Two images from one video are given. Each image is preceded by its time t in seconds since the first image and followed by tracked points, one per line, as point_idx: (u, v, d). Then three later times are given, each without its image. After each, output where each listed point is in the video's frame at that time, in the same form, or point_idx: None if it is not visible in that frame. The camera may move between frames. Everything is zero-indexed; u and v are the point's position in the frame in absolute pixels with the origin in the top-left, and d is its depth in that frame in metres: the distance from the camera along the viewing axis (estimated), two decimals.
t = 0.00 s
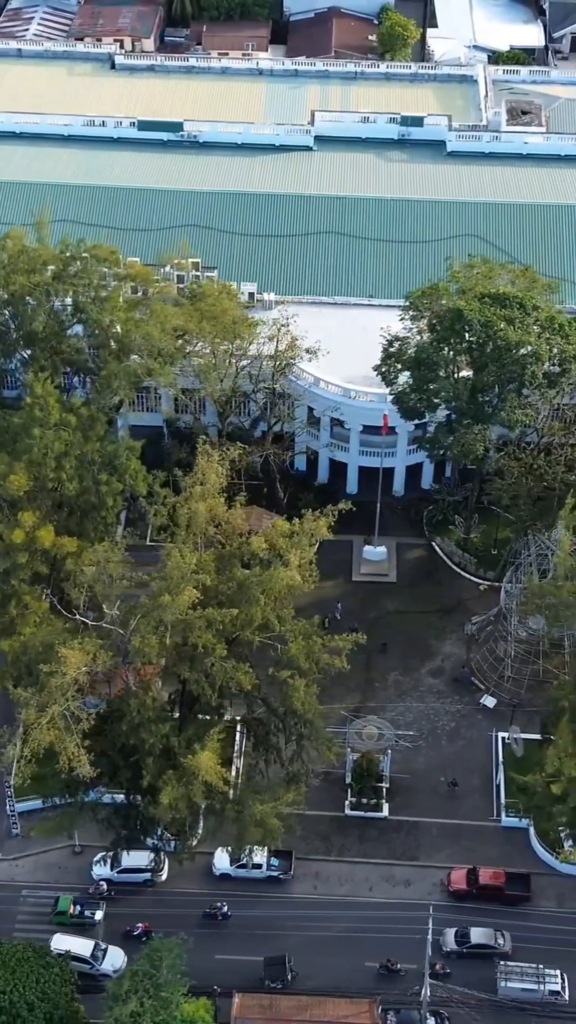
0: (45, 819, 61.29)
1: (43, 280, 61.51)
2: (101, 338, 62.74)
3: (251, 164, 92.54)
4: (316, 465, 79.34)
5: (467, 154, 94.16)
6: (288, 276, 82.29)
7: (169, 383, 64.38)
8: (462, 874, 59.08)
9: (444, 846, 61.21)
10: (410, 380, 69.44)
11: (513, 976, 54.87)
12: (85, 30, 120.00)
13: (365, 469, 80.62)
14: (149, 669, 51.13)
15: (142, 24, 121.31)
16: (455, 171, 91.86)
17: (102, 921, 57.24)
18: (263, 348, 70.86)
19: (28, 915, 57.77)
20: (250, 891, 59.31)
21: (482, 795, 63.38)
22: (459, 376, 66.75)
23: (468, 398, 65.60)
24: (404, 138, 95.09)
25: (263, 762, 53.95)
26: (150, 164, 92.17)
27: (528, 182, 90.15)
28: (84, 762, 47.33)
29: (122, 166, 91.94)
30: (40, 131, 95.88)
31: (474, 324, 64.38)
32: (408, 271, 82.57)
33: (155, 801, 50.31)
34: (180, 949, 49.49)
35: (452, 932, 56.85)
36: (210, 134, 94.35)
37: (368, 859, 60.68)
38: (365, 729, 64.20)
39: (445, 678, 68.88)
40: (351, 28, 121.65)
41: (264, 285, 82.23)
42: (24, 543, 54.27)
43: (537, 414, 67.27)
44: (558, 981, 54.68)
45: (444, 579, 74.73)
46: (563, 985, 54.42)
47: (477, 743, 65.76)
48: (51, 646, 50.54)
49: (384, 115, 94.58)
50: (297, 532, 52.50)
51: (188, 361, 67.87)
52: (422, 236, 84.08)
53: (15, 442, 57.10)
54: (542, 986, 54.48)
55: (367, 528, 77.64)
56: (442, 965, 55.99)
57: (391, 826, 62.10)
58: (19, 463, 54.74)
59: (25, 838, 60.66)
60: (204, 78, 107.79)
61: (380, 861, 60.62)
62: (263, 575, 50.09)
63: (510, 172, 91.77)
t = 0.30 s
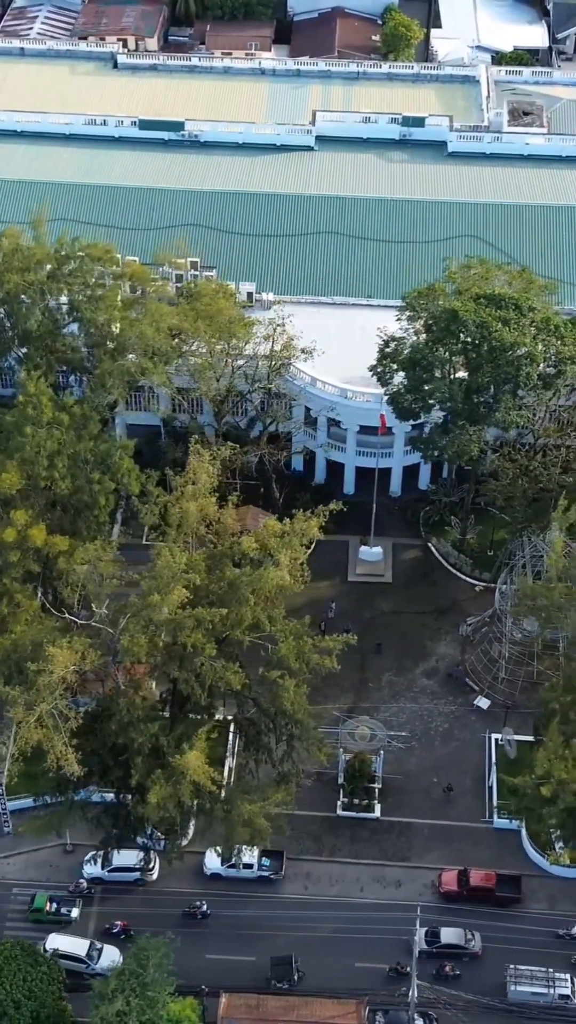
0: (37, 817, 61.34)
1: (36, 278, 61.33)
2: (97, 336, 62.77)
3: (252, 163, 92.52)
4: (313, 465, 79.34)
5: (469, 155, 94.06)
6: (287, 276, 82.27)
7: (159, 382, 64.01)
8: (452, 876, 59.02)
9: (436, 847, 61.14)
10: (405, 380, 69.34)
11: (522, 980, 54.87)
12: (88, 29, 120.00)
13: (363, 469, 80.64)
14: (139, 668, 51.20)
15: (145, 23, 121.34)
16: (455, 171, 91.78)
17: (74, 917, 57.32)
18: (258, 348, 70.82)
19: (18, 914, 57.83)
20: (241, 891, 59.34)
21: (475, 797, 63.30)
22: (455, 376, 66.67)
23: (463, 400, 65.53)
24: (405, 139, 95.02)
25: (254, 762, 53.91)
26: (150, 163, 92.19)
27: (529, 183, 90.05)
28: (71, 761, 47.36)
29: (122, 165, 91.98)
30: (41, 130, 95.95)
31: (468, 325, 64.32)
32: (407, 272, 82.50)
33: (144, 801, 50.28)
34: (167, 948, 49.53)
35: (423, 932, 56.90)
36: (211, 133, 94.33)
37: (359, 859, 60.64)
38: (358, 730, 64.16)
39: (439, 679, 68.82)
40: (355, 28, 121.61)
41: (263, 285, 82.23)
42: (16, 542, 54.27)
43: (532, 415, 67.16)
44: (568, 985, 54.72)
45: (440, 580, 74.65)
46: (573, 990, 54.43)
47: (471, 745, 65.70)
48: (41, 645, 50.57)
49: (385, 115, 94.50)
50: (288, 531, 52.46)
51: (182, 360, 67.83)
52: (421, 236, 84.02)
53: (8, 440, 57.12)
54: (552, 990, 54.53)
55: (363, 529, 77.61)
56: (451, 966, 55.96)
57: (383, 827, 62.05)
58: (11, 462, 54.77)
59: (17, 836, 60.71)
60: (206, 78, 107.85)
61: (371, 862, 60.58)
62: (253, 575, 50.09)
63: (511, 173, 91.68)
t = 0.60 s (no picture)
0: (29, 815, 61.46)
1: (30, 277, 61.54)
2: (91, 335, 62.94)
3: (252, 163, 92.52)
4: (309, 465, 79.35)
5: (469, 156, 93.98)
6: (285, 276, 82.30)
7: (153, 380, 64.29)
8: (442, 877, 58.95)
9: (426, 849, 61.08)
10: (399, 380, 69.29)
11: (532, 985, 54.56)
12: (91, 28, 120.09)
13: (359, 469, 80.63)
14: (128, 668, 51.24)
15: (148, 23, 121.41)
16: (455, 172, 91.72)
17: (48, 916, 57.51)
18: (253, 347, 70.79)
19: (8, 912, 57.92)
20: (231, 891, 59.32)
21: (466, 798, 63.24)
22: (449, 377, 66.64)
23: (457, 401, 65.50)
24: (406, 139, 94.92)
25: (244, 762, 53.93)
26: (150, 162, 92.26)
27: (528, 184, 89.92)
28: (57, 759, 47.40)
29: (121, 164, 92.04)
30: (41, 129, 96.05)
31: (463, 326, 64.31)
32: (405, 272, 82.43)
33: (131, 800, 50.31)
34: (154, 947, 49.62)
35: (392, 931, 56.86)
36: (211, 133, 94.31)
37: (349, 860, 60.61)
38: (349, 730, 64.16)
39: (432, 680, 68.76)
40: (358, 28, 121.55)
41: (262, 285, 82.28)
42: (8, 541, 54.36)
43: (526, 417, 67.06)
44: None
45: (435, 581, 74.57)
46: None
47: (463, 746, 65.62)
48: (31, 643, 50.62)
49: (386, 115, 94.43)
50: (279, 532, 52.43)
51: (176, 360, 67.94)
52: (419, 236, 83.97)
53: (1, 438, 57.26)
54: (560, 994, 54.02)
55: (359, 529, 77.57)
56: (460, 969, 55.84)
57: (374, 828, 62.01)
58: (3, 461, 54.91)
59: (9, 834, 60.82)
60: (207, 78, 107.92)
61: (361, 863, 60.53)
62: (243, 575, 50.09)
63: (511, 174, 91.60)
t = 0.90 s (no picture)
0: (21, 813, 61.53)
1: (22, 276, 61.75)
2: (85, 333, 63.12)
3: (251, 163, 92.51)
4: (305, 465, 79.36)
5: (469, 156, 93.88)
6: (282, 276, 82.33)
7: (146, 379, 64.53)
8: (432, 879, 58.87)
9: (417, 850, 60.99)
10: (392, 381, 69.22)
11: (541, 989, 54.39)
12: (94, 28, 120.14)
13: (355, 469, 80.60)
14: (116, 667, 51.28)
15: (151, 22, 121.41)
16: (455, 172, 91.64)
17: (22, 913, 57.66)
18: (248, 347, 70.81)
19: None
20: (220, 891, 59.29)
21: (457, 800, 63.14)
22: (442, 377, 66.58)
23: (450, 402, 65.45)
24: (406, 139, 94.83)
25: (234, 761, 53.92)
26: (150, 161, 92.33)
27: (528, 186, 89.80)
28: (44, 758, 47.44)
29: (121, 164, 92.10)
30: (42, 128, 96.17)
31: (456, 328, 64.29)
32: (403, 271, 82.43)
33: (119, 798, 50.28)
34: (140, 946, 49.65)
35: (361, 931, 56.62)
36: (211, 133, 94.33)
37: (339, 861, 60.56)
38: (341, 731, 64.15)
39: (426, 681, 68.69)
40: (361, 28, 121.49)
41: (259, 285, 82.35)
42: None
43: (520, 418, 66.98)
44: None
45: (430, 582, 74.47)
46: None
47: (455, 747, 65.55)
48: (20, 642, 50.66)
49: (386, 115, 94.39)
50: (269, 531, 52.39)
51: (170, 359, 68.08)
52: (417, 238, 83.95)
53: None
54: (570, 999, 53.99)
55: (354, 529, 77.53)
56: (469, 972, 55.65)
57: (365, 829, 61.94)
58: None
59: None
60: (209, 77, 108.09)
61: (351, 863, 60.46)
62: (231, 575, 50.14)
63: (511, 175, 91.48)
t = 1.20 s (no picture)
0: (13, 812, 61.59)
1: (15, 274, 61.93)
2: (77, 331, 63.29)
3: (250, 163, 92.49)
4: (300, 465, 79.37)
5: (468, 157, 93.78)
6: (279, 276, 82.29)
7: (136, 378, 64.69)
8: (421, 880, 58.84)
9: (406, 851, 60.95)
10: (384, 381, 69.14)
11: (550, 993, 54.38)
12: (96, 27, 120.20)
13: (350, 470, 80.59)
14: (104, 666, 51.36)
15: (153, 22, 121.42)
16: (453, 173, 91.57)
17: None
18: (242, 347, 70.87)
19: None
20: (209, 891, 59.30)
21: (447, 801, 63.11)
22: (435, 378, 66.51)
23: (442, 402, 65.38)
24: (406, 140, 94.76)
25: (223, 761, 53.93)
26: (148, 161, 92.36)
27: (526, 187, 89.68)
28: (29, 757, 47.49)
29: (119, 163, 92.13)
30: (41, 127, 96.25)
31: (449, 329, 64.26)
32: (400, 272, 82.38)
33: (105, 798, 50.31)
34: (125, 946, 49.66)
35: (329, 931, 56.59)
36: (210, 132, 94.34)
37: (328, 861, 60.54)
38: (331, 731, 64.15)
39: (418, 682, 68.63)
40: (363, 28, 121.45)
41: (256, 285, 82.34)
42: None
43: (512, 419, 66.94)
44: None
45: (424, 583, 74.41)
46: None
47: (446, 749, 65.49)
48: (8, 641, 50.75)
49: (385, 115, 94.35)
50: (258, 532, 52.43)
51: (164, 359, 68.16)
52: (414, 238, 83.90)
53: None
54: None
55: (348, 529, 77.50)
56: (476, 973, 55.68)
57: (354, 830, 61.92)
58: None
59: None
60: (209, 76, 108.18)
61: (340, 864, 60.44)
62: (219, 575, 50.17)
63: (510, 175, 91.35)
